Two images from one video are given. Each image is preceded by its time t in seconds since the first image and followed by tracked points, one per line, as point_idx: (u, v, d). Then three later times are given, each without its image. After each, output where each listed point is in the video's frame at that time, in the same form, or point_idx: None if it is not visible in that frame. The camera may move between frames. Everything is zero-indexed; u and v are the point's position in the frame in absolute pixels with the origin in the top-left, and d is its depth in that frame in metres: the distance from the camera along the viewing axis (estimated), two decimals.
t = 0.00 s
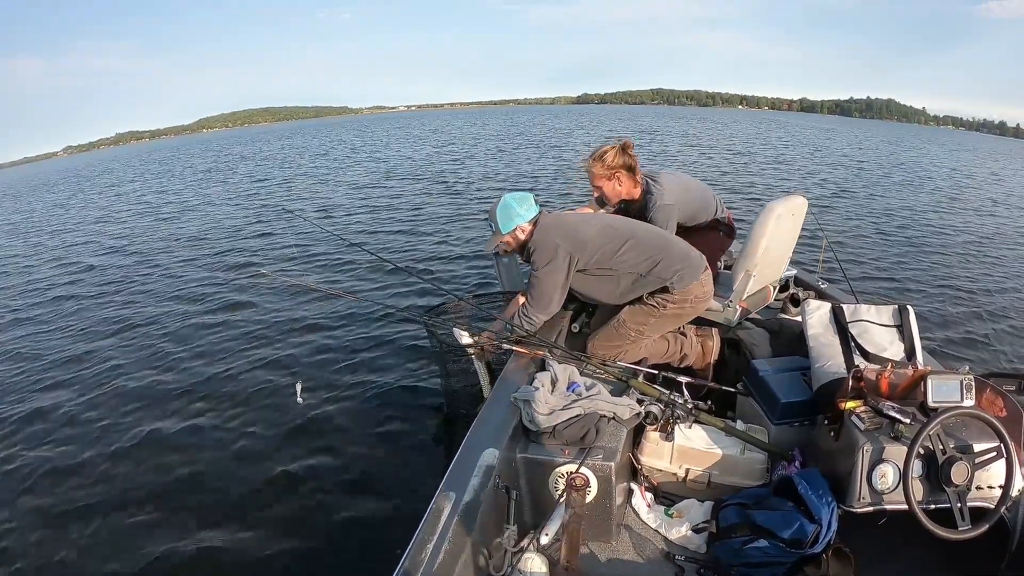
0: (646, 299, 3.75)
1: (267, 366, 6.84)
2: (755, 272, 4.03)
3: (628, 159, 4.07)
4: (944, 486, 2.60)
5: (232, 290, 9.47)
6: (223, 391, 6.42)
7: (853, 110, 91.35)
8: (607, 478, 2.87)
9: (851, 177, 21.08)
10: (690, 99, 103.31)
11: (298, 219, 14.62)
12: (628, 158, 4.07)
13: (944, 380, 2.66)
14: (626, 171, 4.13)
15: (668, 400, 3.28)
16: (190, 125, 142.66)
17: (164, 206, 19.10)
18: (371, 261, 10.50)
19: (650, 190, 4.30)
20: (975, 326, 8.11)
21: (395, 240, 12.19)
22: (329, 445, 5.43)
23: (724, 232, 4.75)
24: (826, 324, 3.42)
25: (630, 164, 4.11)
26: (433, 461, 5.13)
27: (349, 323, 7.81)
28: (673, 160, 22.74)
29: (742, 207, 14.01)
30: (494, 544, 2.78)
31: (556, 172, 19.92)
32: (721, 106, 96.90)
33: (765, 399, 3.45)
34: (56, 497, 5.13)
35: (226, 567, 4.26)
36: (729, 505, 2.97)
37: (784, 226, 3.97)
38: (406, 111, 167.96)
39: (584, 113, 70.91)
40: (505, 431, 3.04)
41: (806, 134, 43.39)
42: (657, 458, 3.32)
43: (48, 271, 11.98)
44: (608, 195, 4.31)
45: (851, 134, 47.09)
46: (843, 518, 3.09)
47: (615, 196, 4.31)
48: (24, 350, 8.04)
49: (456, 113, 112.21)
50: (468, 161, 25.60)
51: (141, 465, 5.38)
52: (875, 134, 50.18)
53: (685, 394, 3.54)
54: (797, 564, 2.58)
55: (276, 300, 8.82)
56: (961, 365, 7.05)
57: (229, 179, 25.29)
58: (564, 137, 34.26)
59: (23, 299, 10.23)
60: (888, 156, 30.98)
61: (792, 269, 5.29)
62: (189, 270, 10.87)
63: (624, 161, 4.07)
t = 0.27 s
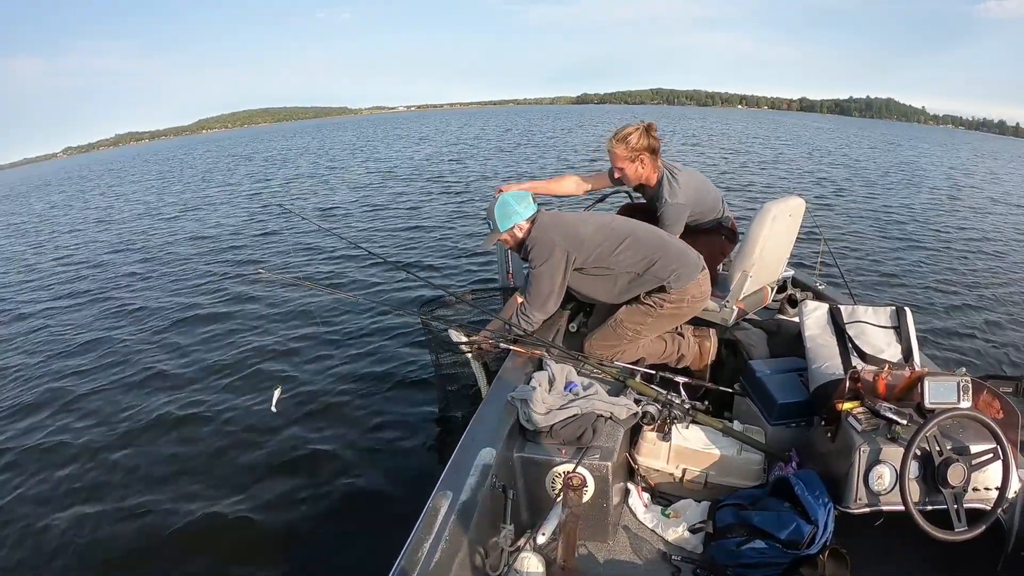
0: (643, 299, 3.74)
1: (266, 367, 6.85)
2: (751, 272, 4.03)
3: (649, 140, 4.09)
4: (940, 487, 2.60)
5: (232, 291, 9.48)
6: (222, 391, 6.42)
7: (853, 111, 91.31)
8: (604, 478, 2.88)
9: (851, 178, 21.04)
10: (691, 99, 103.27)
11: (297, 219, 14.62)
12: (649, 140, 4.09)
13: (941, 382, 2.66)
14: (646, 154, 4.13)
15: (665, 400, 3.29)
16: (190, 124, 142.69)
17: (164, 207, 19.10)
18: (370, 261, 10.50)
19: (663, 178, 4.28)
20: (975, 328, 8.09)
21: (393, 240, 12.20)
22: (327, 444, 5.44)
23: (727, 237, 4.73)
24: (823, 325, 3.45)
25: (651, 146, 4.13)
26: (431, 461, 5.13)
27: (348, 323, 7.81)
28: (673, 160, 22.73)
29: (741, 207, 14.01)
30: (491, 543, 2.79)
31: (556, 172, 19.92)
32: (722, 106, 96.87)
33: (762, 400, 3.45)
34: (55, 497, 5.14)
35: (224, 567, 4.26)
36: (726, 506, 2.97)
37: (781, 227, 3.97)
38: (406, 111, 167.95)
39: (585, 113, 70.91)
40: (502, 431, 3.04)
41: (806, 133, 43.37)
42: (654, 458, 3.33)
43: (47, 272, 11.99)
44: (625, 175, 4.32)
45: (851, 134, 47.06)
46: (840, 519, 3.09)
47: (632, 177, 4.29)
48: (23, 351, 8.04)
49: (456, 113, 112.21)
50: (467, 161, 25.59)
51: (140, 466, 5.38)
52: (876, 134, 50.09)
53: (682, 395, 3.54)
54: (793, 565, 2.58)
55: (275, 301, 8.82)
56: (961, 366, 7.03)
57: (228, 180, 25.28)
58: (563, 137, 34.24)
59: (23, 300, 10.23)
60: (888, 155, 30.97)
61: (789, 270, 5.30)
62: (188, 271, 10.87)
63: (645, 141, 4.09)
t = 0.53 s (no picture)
0: (642, 298, 3.74)
1: (266, 366, 6.85)
2: (751, 272, 4.02)
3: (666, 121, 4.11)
4: (940, 487, 2.61)
5: (232, 292, 9.49)
6: (222, 391, 6.42)
7: (853, 110, 91.36)
8: (604, 478, 2.88)
9: (851, 177, 21.03)
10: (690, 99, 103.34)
11: (297, 219, 14.65)
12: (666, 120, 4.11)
13: (941, 382, 2.66)
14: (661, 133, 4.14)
15: (664, 400, 3.29)
16: (190, 124, 142.71)
17: (164, 207, 19.13)
18: (370, 261, 10.52)
19: (675, 162, 4.28)
20: (975, 327, 8.09)
21: (393, 240, 12.22)
22: (327, 444, 5.43)
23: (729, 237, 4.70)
24: (823, 325, 3.45)
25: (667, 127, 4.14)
26: (430, 460, 5.12)
27: (348, 323, 7.81)
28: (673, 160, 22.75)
29: (740, 207, 14.02)
30: (491, 543, 2.79)
31: (556, 172, 19.95)
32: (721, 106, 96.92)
33: (761, 400, 3.45)
34: (55, 497, 5.14)
35: (224, 566, 4.26)
36: (725, 505, 2.97)
37: (781, 227, 3.96)
38: (407, 111, 167.93)
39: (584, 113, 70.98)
40: (502, 430, 3.04)
41: (805, 133, 43.40)
42: (654, 458, 3.33)
43: (48, 273, 12.01)
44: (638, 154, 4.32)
45: (851, 133, 47.10)
46: (839, 519, 3.09)
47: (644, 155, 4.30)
48: (23, 351, 8.06)
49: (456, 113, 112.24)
50: (467, 161, 25.62)
51: (140, 465, 5.38)
52: (876, 134, 50.06)
53: (681, 395, 3.54)
54: (793, 565, 2.58)
55: (275, 301, 8.83)
56: (961, 366, 7.04)
57: (228, 181, 25.31)
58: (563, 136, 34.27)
59: (23, 301, 10.25)
60: (887, 154, 31.00)
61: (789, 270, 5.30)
62: (188, 271, 10.88)
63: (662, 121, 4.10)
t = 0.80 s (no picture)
0: (642, 297, 3.74)
1: (266, 368, 6.86)
2: (752, 271, 4.01)
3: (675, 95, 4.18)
4: (941, 486, 2.60)
5: (232, 293, 9.50)
6: (223, 392, 6.43)
7: (852, 109, 91.41)
8: (605, 478, 2.87)
9: (851, 176, 21.02)
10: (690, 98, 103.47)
11: (297, 221, 14.67)
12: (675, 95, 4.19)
13: (941, 380, 2.66)
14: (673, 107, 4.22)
15: (665, 399, 3.28)
16: (190, 126, 142.83)
17: (164, 209, 19.17)
18: (370, 261, 10.54)
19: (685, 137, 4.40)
20: (976, 326, 8.09)
21: (394, 240, 12.24)
22: (328, 445, 5.44)
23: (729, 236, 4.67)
24: (823, 324, 3.44)
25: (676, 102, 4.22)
26: (431, 461, 5.12)
27: (349, 325, 7.82)
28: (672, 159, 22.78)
29: (740, 206, 14.04)
30: (492, 543, 2.79)
31: (555, 172, 19.98)
32: (720, 105, 97.02)
33: (762, 399, 3.46)
34: (57, 499, 5.14)
35: (225, 567, 4.26)
36: (726, 505, 2.97)
37: (781, 226, 3.96)
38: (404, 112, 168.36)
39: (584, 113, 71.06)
40: (503, 431, 3.05)
41: (805, 132, 43.45)
42: (655, 458, 3.33)
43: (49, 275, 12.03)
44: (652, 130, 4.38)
45: (850, 132, 47.15)
46: (841, 517, 3.08)
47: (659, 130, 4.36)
48: (25, 353, 8.08)
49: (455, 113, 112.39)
50: (467, 161, 25.66)
51: (141, 467, 5.39)
52: (876, 133, 50.04)
53: (682, 394, 3.54)
54: (794, 564, 2.58)
55: (276, 303, 8.83)
56: (961, 365, 7.04)
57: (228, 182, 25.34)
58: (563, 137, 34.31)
59: (25, 304, 10.28)
60: (887, 153, 31.05)
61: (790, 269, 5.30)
62: (189, 273, 10.91)
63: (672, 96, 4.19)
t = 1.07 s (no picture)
0: (641, 295, 3.75)
1: (267, 368, 6.85)
2: (756, 271, 4.00)
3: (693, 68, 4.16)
4: (945, 485, 2.60)
5: (233, 293, 9.49)
6: (224, 392, 6.43)
7: (851, 108, 91.45)
8: (608, 478, 2.87)
9: (851, 175, 21.01)
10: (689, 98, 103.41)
11: (297, 221, 14.67)
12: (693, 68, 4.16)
13: (944, 379, 2.66)
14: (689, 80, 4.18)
15: (668, 399, 3.25)
16: (189, 128, 142.92)
17: (164, 210, 19.16)
18: (371, 261, 10.54)
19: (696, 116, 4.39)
20: (977, 324, 8.08)
21: (394, 241, 12.25)
22: (330, 445, 5.43)
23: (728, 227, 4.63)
24: (825, 323, 3.42)
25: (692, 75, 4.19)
26: (433, 462, 5.12)
27: (350, 325, 7.81)
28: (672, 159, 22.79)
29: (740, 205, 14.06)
30: (495, 544, 2.79)
31: (555, 172, 19.99)
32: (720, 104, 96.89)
33: (765, 399, 3.46)
34: (58, 499, 5.14)
35: (228, 567, 4.26)
36: (729, 505, 2.97)
37: (785, 225, 3.96)
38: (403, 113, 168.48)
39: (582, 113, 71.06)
40: (505, 432, 3.05)
41: (804, 131, 43.48)
42: (657, 458, 3.33)
43: (49, 275, 12.03)
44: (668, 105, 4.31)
45: (849, 131, 47.19)
46: (843, 517, 3.09)
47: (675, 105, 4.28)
48: (25, 353, 8.07)
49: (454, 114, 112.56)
50: (467, 161, 25.67)
51: (143, 467, 5.38)
52: (875, 132, 50.06)
53: (685, 394, 3.54)
54: (797, 564, 2.58)
55: (277, 302, 8.83)
56: (963, 363, 7.03)
57: (228, 183, 25.33)
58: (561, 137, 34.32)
59: (25, 304, 10.27)
60: (886, 152, 31.08)
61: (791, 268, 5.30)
62: (189, 273, 10.90)
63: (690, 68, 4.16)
